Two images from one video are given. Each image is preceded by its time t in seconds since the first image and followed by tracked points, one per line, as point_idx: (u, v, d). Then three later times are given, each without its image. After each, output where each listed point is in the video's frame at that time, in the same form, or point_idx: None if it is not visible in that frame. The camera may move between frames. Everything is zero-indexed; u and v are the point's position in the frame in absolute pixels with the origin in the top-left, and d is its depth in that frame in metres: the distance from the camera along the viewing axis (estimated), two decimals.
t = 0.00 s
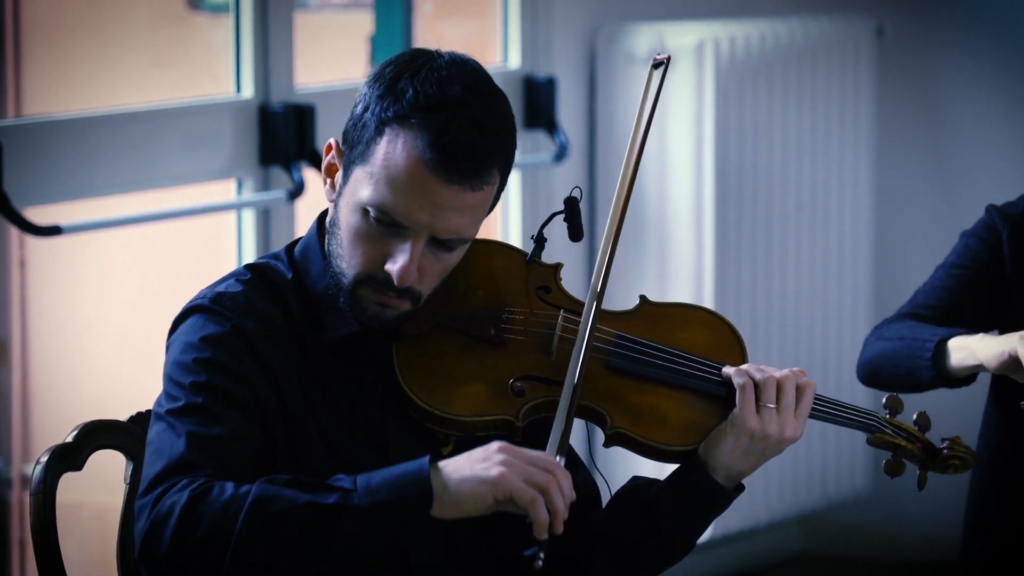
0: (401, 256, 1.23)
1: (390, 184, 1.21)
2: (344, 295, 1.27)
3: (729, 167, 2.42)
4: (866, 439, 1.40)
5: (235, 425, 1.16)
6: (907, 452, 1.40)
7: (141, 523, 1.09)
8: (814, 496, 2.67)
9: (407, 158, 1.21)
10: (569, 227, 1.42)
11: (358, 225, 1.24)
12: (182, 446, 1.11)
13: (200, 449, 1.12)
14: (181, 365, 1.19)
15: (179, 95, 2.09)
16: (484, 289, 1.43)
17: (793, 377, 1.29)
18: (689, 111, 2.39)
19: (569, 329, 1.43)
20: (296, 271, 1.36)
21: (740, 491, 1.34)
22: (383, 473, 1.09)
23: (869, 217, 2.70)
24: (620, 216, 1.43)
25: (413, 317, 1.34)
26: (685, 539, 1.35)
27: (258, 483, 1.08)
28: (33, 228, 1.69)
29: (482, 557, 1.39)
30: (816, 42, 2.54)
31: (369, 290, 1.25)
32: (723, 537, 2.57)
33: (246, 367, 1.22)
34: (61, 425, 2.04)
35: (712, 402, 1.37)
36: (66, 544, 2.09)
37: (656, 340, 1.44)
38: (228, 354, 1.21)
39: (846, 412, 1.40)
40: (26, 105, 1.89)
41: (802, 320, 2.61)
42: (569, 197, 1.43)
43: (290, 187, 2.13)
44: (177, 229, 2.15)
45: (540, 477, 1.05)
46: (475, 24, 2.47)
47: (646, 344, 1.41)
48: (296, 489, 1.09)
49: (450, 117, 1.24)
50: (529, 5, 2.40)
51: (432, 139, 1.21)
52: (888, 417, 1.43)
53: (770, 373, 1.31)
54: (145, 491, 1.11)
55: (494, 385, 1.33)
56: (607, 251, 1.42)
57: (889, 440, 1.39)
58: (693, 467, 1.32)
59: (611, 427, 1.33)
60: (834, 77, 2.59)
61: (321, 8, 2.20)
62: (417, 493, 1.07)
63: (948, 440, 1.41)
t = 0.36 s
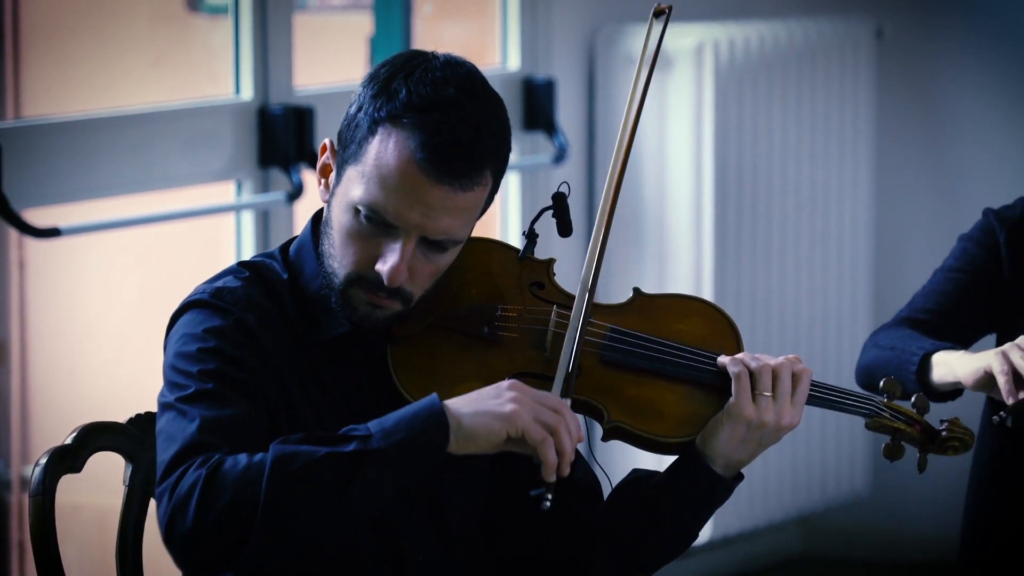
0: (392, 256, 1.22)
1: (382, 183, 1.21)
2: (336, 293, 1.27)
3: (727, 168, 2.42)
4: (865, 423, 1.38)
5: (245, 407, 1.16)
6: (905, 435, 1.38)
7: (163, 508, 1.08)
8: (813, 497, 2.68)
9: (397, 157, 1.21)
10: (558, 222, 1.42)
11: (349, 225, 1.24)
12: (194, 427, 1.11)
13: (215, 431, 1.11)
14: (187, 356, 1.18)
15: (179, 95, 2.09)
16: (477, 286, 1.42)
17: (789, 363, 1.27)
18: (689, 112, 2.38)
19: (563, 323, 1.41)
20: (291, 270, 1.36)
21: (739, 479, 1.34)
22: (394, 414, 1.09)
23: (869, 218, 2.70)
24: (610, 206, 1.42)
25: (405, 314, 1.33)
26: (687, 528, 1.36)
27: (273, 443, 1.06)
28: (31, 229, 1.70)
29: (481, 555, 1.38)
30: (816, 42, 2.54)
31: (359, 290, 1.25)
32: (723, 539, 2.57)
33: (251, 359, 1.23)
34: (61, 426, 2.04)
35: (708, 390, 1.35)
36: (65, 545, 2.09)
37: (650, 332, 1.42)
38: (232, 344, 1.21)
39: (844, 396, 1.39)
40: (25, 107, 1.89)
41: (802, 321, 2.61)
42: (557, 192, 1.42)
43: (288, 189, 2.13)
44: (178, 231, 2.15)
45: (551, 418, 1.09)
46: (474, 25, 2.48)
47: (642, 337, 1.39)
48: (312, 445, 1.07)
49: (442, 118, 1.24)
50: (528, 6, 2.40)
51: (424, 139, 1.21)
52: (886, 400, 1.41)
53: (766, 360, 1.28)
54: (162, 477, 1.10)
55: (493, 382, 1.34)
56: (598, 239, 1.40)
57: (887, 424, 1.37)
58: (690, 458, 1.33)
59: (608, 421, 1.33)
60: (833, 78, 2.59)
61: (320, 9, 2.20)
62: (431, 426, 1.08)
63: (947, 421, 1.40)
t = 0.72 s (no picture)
0: (387, 258, 1.22)
1: (377, 186, 1.20)
2: (330, 296, 1.27)
3: (727, 171, 2.42)
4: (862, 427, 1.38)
5: (261, 406, 1.17)
6: (902, 439, 1.38)
7: (196, 510, 1.08)
8: (812, 500, 2.68)
9: (391, 159, 1.20)
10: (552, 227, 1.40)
11: (344, 227, 1.24)
12: (218, 427, 1.11)
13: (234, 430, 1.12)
14: (197, 356, 1.18)
15: (179, 99, 2.09)
16: (474, 290, 1.42)
17: (784, 368, 1.26)
18: (688, 115, 2.39)
19: (559, 328, 1.40)
20: (288, 274, 1.36)
21: (735, 486, 1.33)
22: (419, 402, 1.11)
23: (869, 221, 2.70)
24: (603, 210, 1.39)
25: (394, 324, 1.34)
26: (684, 532, 1.35)
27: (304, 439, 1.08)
28: (31, 232, 1.70)
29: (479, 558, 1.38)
30: (816, 45, 2.54)
31: (354, 292, 1.25)
32: (722, 542, 2.57)
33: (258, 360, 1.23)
34: (61, 429, 2.04)
35: (704, 396, 1.34)
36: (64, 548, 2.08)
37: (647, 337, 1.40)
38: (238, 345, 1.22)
39: (843, 401, 1.39)
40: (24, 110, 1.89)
41: (801, 324, 2.61)
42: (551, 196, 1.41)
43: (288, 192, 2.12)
44: (178, 234, 2.16)
45: (575, 402, 1.15)
46: (474, 28, 2.48)
47: (638, 342, 1.37)
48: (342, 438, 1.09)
49: (437, 120, 1.24)
50: (528, 9, 2.40)
51: (418, 141, 1.21)
52: (883, 405, 1.41)
53: (761, 366, 1.28)
54: (191, 478, 1.10)
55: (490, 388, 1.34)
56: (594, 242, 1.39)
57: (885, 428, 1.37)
58: (685, 461, 1.33)
59: (606, 426, 1.29)
60: (834, 80, 2.59)
61: (319, 13, 2.20)
62: (462, 411, 1.11)
63: (946, 425, 1.38)
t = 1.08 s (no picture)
0: (385, 257, 1.22)
1: (373, 184, 1.20)
2: (325, 296, 1.27)
3: (726, 174, 2.43)
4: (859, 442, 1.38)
5: (273, 404, 1.17)
6: (900, 454, 1.37)
7: (214, 513, 1.07)
8: (810, 501, 2.68)
9: (386, 157, 1.20)
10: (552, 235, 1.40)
11: (341, 227, 1.23)
12: (232, 428, 1.11)
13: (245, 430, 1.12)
14: (206, 357, 1.18)
15: (177, 100, 2.09)
16: (473, 296, 1.42)
17: (782, 382, 1.25)
18: (688, 117, 2.39)
19: (557, 336, 1.40)
20: (288, 276, 1.36)
21: (730, 498, 1.33)
22: (433, 395, 1.12)
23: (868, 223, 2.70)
24: (602, 220, 1.40)
25: (398, 319, 1.33)
26: (678, 544, 1.35)
27: (322, 436, 1.08)
28: (30, 235, 1.70)
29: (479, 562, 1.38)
30: (815, 47, 2.54)
31: (350, 292, 1.25)
32: (721, 543, 2.58)
33: (262, 359, 1.23)
34: (60, 431, 2.04)
35: (700, 406, 1.33)
36: (63, 550, 2.08)
37: (646, 345, 1.40)
38: (242, 345, 1.22)
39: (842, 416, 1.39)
40: (23, 112, 1.89)
41: (800, 325, 2.61)
42: (551, 205, 1.41)
43: (287, 195, 2.12)
44: (179, 234, 2.16)
45: (587, 390, 1.17)
46: (473, 30, 2.48)
47: (638, 350, 1.36)
48: (360, 434, 1.09)
49: (431, 118, 1.24)
50: (526, 12, 2.40)
51: (413, 139, 1.21)
52: (882, 419, 1.41)
53: (759, 379, 1.27)
54: (207, 480, 1.09)
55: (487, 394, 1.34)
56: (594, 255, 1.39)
57: (883, 443, 1.37)
58: (681, 472, 1.32)
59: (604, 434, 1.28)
60: (833, 81, 2.59)
61: (318, 15, 2.20)
62: (477, 401, 1.12)
63: (944, 442, 1.38)
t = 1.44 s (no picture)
0: (375, 246, 1.22)
1: (357, 172, 1.20)
2: (324, 293, 1.27)
3: (726, 176, 2.43)
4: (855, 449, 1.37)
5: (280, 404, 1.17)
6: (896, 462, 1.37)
7: (232, 516, 1.06)
8: (810, 504, 2.68)
9: (369, 144, 1.20)
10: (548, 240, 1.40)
11: (330, 220, 1.23)
12: (244, 430, 1.11)
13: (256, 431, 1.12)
14: (211, 360, 1.18)
15: (177, 103, 2.09)
16: (471, 299, 1.41)
17: (777, 389, 1.25)
18: (688, 121, 2.39)
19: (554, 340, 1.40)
20: (286, 279, 1.35)
21: (726, 502, 1.34)
22: (440, 382, 1.13)
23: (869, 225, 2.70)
24: (601, 221, 1.39)
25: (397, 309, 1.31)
26: (675, 552, 1.35)
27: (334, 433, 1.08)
28: (31, 238, 1.70)
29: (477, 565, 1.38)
30: (815, 49, 2.54)
31: (345, 286, 1.24)
32: (721, 546, 2.58)
33: (263, 362, 1.23)
34: (60, 434, 2.04)
35: (696, 411, 1.33)
36: (63, 553, 2.08)
37: (643, 350, 1.39)
38: (242, 347, 1.22)
39: (830, 419, 1.38)
40: (23, 115, 1.89)
41: (799, 327, 2.61)
42: (547, 210, 1.41)
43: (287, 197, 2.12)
44: (179, 237, 2.16)
45: (591, 368, 1.20)
46: (472, 33, 2.48)
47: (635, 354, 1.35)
48: (369, 427, 1.10)
49: (413, 104, 1.24)
50: (526, 15, 2.41)
51: (396, 124, 1.21)
52: (879, 426, 1.41)
53: (754, 385, 1.26)
54: (223, 483, 1.08)
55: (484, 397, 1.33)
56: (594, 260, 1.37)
57: (879, 451, 1.36)
58: (678, 476, 1.32)
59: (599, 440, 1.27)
60: (835, 84, 2.58)
61: (318, 18, 2.20)
62: (487, 382, 1.14)
63: (941, 449, 1.38)
